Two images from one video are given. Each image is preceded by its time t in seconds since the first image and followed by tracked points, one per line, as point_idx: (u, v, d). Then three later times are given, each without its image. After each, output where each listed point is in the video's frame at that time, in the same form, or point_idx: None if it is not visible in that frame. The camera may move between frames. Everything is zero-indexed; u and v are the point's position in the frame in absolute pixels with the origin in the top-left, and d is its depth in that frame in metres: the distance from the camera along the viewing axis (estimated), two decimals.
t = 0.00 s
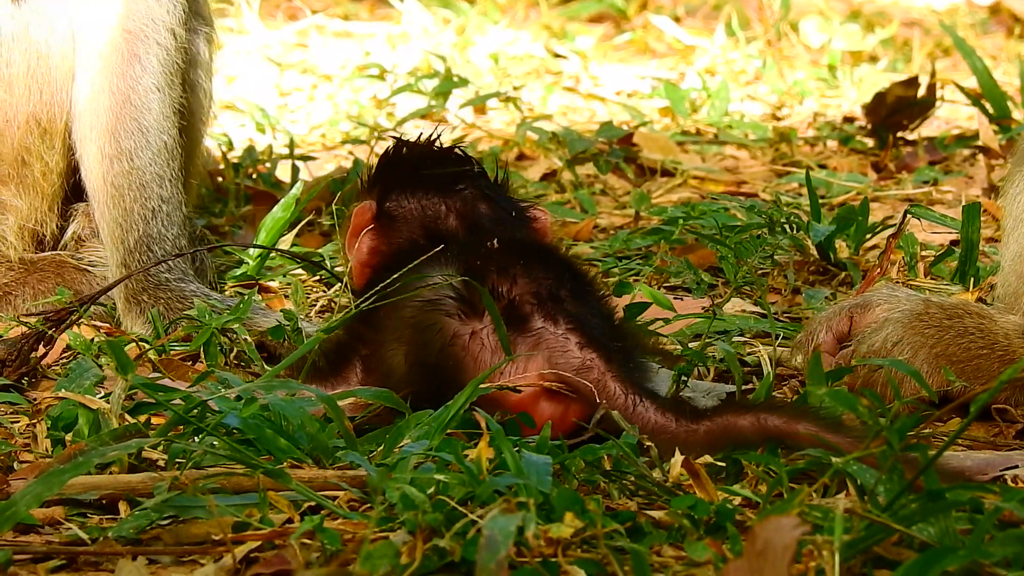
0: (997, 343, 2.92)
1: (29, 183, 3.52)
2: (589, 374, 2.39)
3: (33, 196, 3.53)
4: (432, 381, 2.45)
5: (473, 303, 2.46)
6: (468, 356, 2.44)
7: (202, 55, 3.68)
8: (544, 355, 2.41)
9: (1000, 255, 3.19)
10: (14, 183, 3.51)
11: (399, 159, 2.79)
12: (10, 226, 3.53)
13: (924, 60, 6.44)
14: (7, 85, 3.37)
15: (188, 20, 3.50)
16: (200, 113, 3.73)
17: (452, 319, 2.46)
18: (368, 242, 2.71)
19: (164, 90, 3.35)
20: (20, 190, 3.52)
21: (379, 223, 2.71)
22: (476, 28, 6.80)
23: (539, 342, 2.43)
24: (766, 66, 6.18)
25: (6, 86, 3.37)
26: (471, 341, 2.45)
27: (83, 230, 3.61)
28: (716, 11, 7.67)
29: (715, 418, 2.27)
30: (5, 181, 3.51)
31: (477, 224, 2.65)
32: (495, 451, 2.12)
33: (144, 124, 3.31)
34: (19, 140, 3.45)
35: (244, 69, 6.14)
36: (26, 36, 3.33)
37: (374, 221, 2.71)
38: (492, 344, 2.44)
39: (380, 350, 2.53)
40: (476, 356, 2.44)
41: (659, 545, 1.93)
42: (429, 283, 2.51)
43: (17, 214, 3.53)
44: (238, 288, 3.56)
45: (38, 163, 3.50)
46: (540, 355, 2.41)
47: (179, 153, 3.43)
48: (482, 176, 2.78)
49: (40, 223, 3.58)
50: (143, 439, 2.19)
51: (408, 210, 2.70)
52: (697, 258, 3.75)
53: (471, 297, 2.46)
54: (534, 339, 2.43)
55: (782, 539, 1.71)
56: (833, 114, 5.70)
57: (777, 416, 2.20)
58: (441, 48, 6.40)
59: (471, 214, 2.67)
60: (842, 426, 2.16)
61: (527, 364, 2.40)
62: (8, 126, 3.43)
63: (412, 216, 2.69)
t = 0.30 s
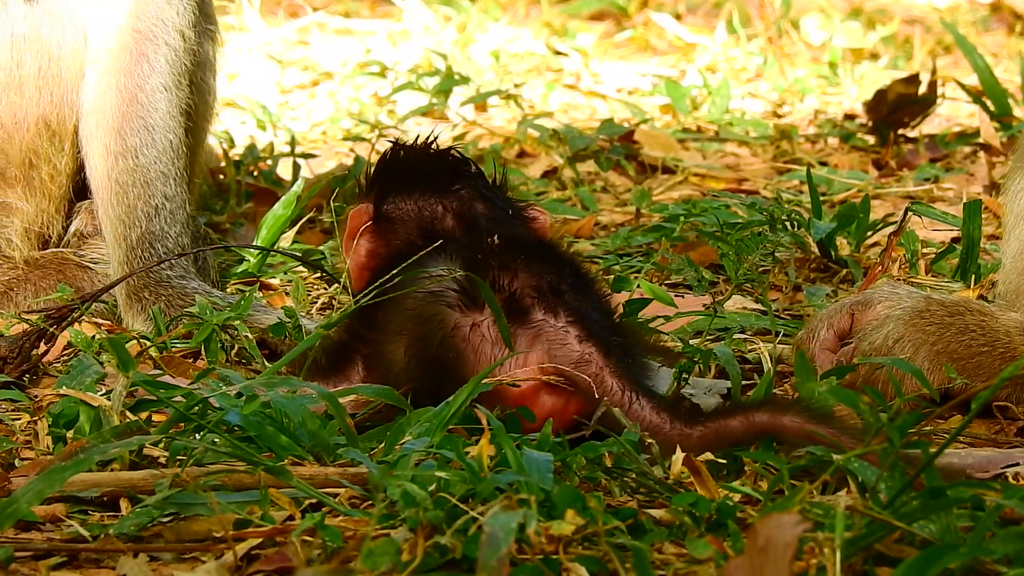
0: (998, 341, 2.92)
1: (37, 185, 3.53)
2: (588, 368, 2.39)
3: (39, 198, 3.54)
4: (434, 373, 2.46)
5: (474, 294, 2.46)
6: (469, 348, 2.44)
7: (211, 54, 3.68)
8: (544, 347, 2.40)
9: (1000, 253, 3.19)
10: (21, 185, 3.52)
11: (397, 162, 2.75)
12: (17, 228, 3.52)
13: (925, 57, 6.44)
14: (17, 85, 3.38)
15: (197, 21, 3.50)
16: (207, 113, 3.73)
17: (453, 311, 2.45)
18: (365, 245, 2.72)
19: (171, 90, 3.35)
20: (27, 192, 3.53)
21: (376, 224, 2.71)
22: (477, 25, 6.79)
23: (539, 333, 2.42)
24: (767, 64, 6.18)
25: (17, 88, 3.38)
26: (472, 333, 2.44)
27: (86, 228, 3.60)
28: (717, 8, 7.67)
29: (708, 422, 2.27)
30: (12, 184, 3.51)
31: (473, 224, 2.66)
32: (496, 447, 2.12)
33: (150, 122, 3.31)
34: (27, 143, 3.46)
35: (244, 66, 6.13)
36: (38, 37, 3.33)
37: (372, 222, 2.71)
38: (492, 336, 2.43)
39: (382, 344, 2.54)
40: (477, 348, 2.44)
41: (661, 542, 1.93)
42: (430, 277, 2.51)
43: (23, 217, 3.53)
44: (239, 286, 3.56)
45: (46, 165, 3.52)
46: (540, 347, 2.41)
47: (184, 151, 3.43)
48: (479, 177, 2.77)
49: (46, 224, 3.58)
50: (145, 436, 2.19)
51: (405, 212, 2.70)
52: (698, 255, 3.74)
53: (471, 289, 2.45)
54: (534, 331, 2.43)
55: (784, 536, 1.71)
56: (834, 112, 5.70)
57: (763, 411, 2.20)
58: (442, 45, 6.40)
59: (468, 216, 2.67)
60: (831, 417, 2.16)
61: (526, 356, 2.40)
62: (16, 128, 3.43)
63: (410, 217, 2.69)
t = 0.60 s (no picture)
0: (1000, 340, 2.92)
1: (42, 187, 3.53)
2: (591, 369, 2.39)
3: (44, 198, 3.54)
4: (436, 374, 2.46)
5: (476, 296, 2.46)
6: (471, 348, 2.44)
7: (217, 56, 3.68)
8: (547, 348, 2.40)
9: (1003, 251, 3.19)
10: (26, 186, 3.52)
11: (397, 159, 2.79)
12: (21, 229, 3.53)
13: (927, 56, 6.43)
14: (22, 85, 3.39)
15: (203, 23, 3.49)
16: (211, 113, 3.73)
17: (456, 312, 2.45)
18: (366, 243, 2.72)
19: (178, 90, 3.35)
20: (32, 193, 3.53)
21: (377, 223, 2.72)
22: (479, 24, 6.79)
23: (542, 334, 2.42)
24: (769, 63, 6.18)
25: (22, 88, 3.39)
26: (475, 334, 2.44)
27: (89, 227, 3.60)
28: (719, 7, 7.67)
29: (710, 423, 2.28)
30: (17, 184, 3.52)
31: (475, 224, 2.66)
32: (498, 447, 2.11)
33: (156, 121, 3.31)
34: (33, 143, 3.47)
35: (247, 66, 6.14)
36: (44, 38, 3.35)
37: (372, 221, 2.72)
38: (495, 337, 2.43)
39: (383, 344, 2.53)
40: (480, 349, 2.43)
41: (663, 541, 1.93)
42: (433, 278, 2.51)
43: (27, 218, 3.53)
44: (241, 285, 3.56)
45: (52, 166, 3.52)
46: (543, 347, 2.41)
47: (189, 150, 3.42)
48: (480, 176, 2.78)
49: (50, 225, 3.58)
50: (147, 435, 2.19)
51: (406, 211, 2.70)
52: (700, 254, 3.74)
53: (475, 290, 2.46)
54: (537, 332, 2.43)
55: (786, 535, 1.71)
56: (836, 111, 5.70)
57: (765, 411, 2.21)
58: (444, 45, 6.41)
59: (467, 215, 2.67)
60: (831, 418, 2.17)
61: (529, 357, 2.39)
62: (21, 128, 3.44)
63: (411, 217, 2.69)
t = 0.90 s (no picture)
0: (1002, 340, 2.91)
1: (45, 188, 3.54)
2: (594, 369, 2.39)
3: (47, 200, 3.55)
4: (439, 373, 2.45)
5: (479, 295, 2.46)
6: (474, 348, 2.44)
7: (220, 56, 3.67)
8: (549, 348, 2.40)
9: (1005, 252, 3.19)
10: (29, 188, 3.53)
11: (400, 160, 2.80)
12: (24, 231, 3.54)
13: (930, 56, 6.43)
14: (26, 87, 3.39)
15: (208, 24, 3.49)
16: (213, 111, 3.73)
17: (459, 311, 2.46)
18: (369, 243, 2.73)
19: (183, 91, 3.35)
20: (36, 195, 3.54)
21: (380, 224, 2.73)
22: (482, 25, 6.80)
23: (545, 335, 2.42)
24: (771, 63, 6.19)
25: (25, 90, 3.39)
26: (477, 333, 2.44)
27: (91, 228, 3.60)
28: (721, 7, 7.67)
29: (712, 423, 2.28)
30: (20, 186, 3.53)
31: (478, 225, 2.66)
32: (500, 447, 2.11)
33: (161, 122, 3.31)
34: (36, 145, 3.47)
35: (249, 66, 6.14)
36: (47, 40, 3.34)
37: (374, 222, 2.73)
38: (498, 336, 2.44)
39: (386, 344, 2.53)
40: (483, 348, 2.43)
41: (666, 541, 1.92)
42: (436, 277, 2.51)
43: (30, 219, 3.55)
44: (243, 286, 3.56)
45: (56, 167, 3.52)
46: (546, 347, 2.41)
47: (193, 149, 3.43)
48: (482, 177, 2.79)
49: (53, 227, 3.59)
50: (149, 436, 2.19)
51: (409, 211, 2.71)
52: (702, 255, 3.74)
53: (478, 289, 2.46)
54: (540, 332, 2.43)
55: (789, 535, 1.71)
56: (838, 111, 5.69)
57: (766, 411, 2.21)
58: (446, 45, 6.41)
59: (470, 215, 2.67)
60: (832, 417, 2.17)
61: (532, 357, 2.40)
62: (25, 130, 3.44)
63: (413, 217, 2.70)
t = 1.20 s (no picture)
0: (1005, 339, 2.91)
1: (44, 184, 3.54)
2: (599, 368, 2.38)
3: (47, 196, 3.55)
4: (444, 371, 2.47)
5: (485, 293, 2.46)
6: (479, 345, 2.44)
7: (219, 54, 3.68)
8: (554, 347, 2.40)
9: (1007, 251, 3.19)
10: (29, 183, 3.53)
11: (407, 156, 2.78)
12: (24, 227, 3.53)
13: (932, 55, 6.43)
14: (23, 83, 3.39)
15: (206, 22, 3.50)
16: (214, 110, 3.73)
17: (464, 308, 2.46)
18: (375, 238, 2.72)
19: (184, 87, 3.35)
20: (35, 191, 3.54)
21: (386, 220, 2.71)
22: (484, 24, 6.80)
23: (550, 333, 2.42)
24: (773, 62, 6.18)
25: (22, 86, 3.40)
26: (482, 331, 2.45)
27: (92, 228, 3.60)
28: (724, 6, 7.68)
29: (715, 420, 2.28)
30: (20, 181, 3.52)
31: (484, 223, 2.65)
32: (503, 447, 2.11)
33: (162, 118, 3.32)
34: (34, 140, 3.47)
35: (251, 65, 6.15)
36: (44, 36, 3.35)
37: (381, 218, 2.72)
38: (502, 334, 2.44)
39: (389, 341, 2.53)
40: (488, 346, 2.44)
41: (669, 540, 1.92)
42: (441, 275, 2.51)
43: (30, 215, 3.54)
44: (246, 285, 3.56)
45: (54, 163, 3.52)
46: (551, 346, 2.41)
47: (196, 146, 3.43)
48: (490, 175, 2.78)
49: (53, 223, 3.59)
50: (151, 435, 2.19)
51: (416, 210, 2.70)
52: (704, 254, 3.74)
53: (483, 287, 2.46)
54: (545, 331, 2.43)
55: (791, 534, 1.70)
56: (840, 110, 5.69)
57: (769, 409, 2.20)
58: (448, 44, 6.42)
59: (476, 214, 2.67)
60: (835, 416, 2.17)
61: (536, 355, 2.40)
62: (22, 125, 3.44)
63: (420, 215, 2.69)
